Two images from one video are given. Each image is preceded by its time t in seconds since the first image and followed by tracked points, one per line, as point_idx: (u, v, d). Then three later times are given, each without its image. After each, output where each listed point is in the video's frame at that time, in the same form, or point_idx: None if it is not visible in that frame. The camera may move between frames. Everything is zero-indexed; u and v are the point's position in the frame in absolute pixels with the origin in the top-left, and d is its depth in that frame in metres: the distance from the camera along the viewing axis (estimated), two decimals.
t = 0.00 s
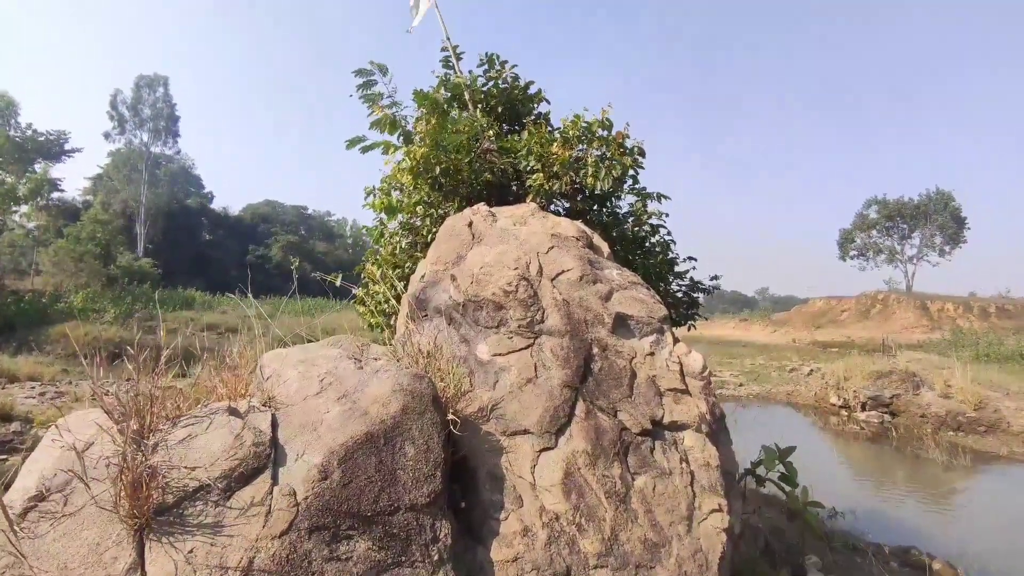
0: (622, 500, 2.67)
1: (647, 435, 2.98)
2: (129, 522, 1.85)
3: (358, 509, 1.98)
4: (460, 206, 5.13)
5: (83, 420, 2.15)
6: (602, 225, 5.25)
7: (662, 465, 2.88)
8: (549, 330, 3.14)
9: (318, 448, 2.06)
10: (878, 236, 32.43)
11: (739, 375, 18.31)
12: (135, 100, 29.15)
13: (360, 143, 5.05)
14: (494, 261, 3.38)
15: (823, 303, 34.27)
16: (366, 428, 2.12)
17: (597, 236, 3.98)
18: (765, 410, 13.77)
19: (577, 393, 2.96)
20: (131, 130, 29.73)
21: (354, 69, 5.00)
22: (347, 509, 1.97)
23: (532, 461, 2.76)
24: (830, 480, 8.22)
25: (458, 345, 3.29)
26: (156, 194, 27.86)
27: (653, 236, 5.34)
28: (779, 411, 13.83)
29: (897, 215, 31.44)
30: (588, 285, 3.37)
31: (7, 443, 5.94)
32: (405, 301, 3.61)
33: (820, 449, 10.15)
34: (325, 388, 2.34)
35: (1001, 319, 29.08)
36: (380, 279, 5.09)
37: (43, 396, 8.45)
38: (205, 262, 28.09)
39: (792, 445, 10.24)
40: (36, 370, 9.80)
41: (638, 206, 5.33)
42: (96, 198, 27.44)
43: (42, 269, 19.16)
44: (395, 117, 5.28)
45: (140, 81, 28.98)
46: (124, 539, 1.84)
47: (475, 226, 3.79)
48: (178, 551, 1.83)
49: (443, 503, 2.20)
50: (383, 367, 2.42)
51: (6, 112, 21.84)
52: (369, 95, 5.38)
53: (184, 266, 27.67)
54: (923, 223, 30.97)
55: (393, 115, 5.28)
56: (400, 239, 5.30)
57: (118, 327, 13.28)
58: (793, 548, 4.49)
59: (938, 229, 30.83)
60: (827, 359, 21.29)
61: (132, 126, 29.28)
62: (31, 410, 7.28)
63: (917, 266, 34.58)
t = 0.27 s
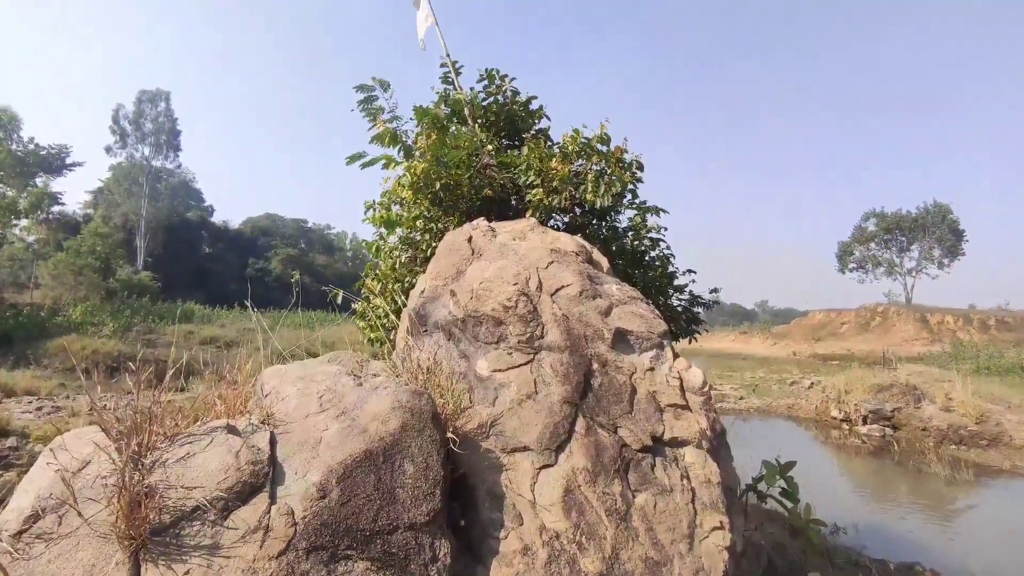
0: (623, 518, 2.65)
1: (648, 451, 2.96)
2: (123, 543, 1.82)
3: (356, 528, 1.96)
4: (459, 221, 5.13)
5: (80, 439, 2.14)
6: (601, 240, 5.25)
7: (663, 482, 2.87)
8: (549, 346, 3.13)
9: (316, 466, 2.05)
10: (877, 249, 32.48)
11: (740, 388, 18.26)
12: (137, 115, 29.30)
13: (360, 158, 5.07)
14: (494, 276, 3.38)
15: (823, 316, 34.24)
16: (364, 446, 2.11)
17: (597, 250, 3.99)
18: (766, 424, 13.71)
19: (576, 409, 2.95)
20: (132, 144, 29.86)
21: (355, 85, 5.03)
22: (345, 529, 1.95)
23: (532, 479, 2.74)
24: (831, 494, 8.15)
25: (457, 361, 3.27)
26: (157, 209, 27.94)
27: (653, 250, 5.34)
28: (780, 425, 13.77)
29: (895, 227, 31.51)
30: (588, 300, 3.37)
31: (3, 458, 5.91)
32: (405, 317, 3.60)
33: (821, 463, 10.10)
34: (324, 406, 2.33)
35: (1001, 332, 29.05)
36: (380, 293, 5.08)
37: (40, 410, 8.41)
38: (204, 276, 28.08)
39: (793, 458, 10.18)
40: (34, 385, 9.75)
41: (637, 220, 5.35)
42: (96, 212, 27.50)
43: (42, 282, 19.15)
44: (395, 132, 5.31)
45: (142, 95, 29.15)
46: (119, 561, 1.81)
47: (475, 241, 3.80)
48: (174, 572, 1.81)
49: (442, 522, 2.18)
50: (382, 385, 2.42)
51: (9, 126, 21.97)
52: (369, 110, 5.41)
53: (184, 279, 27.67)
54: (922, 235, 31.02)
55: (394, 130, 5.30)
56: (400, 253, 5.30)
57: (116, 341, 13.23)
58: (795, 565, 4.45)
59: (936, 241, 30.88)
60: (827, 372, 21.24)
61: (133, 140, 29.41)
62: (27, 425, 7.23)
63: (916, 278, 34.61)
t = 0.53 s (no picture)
0: (623, 538, 2.62)
1: (648, 470, 2.94)
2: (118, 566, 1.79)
3: (354, 550, 1.94)
4: (459, 238, 5.14)
5: (77, 462, 2.14)
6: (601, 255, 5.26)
7: (664, 500, 2.85)
8: (549, 363, 3.12)
9: (315, 486, 2.04)
10: (876, 262, 32.51)
11: (741, 402, 18.20)
12: (140, 130, 29.49)
13: (361, 174, 5.09)
14: (494, 293, 3.39)
15: (824, 330, 34.22)
16: (363, 466, 2.10)
17: (596, 267, 4.00)
18: (768, 438, 13.64)
19: (576, 428, 2.93)
20: (134, 160, 30.01)
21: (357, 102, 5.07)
22: (343, 550, 1.93)
23: (532, 498, 2.72)
24: (834, 510, 8.08)
25: (456, 378, 3.26)
26: (158, 224, 28.02)
27: (652, 266, 5.35)
28: (781, 439, 13.71)
29: (895, 240, 31.58)
30: (587, 316, 3.36)
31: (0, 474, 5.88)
32: (404, 333, 3.59)
33: (824, 478, 10.03)
34: (323, 425, 2.32)
35: (1002, 345, 28.99)
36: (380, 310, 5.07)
37: (38, 426, 8.38)
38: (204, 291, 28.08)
39: (795, 473, 10.11)
40: (31, 401, 9.71)
41: (636, 236, 5.35)
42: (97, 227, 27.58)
43: (42, 296, 19.15)
44: (397, 148, 5.34)
45: (145, 111, 29.35)
46: None
47: (475, 257, 3.82)
48: None
49: (441, 543, 2.16)
50: (381, 404, 2.41)
51: (12, 141, 22.10)
52: (370, 127, 5.44)
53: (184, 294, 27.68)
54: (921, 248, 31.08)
55: (395, 147, 5.33)
56: (400, 270, 5.29)
57: (116, 355, 13.22)
58: None
59: (935, 255, 30.93)
60: (829, 386, 21.17)
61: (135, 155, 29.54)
62: (25, 441, 7.20)
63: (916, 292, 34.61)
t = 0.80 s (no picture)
0: (624, 558, 2.61)
1: (649, 488, 2.92)
2: None
3: (353, 572, 1.93)
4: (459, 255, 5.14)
5: (74, 484, 2.13)
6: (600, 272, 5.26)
7: (665, 520, 2.83)
8: (548, 381, 3.11)
9: (313, 508, 2.02)
10: (875, 275, 32.57)
11: (742, 417, 18.12)
12: (142, 147, 29.64)
13: (361, 193, 5.11)
14: (493, 310, 3.39)
15: (824, 343, 34.17)
16: (362, 487, 2.09)
17: (595, 283, 4.01)
18: (769, 453, 13.57)
19: (576, 446, 2.92)
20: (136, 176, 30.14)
21: (358, 120, 5.10)
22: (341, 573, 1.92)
23: (531, 518, 2.70)
24: (837, 527, 8.00)
25: (456, 396, 3.25)
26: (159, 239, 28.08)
27: (651, 282, 5.36)
28: (783, 454, 13.63)
29: (894, 253, 31.62)
30: (586, 333, 3.37)
31: None
32: (403, 351, 3.59)
33: (826, 494, 9.96)
34: (322, 445, 2.31)
35: (1003, 358, 28.92)
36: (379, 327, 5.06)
37: (35, 444, 8.33)
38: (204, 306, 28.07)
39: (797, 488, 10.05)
40: (29, 418, 9.67)
41: (635, 252, 5.36)
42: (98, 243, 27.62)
43: (42, 312, 19.14)
44: (397, 166, 5.36)
45: (147, 128, 29.51)
46: None
47: (474, 274, 3.83)
48: None
49: (440, 564, 2.14)
50: (380, 423, 2.41)
51: (15, 158, 22.21)
52: (371, 145, 5.47)
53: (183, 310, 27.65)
54: (921, 261, 31.12)
55: (394, 164, 5.36)
56: (399, 286, 5.29)
57: (115, 371, 13.18)
58: None
59: (934, 268, 31.00)
60: (830, 400, 21.09)
61: (137, 172, 29.67)
62: (22, 459, 7.16)
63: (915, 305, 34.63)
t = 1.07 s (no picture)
0: None
1: (650, 505, 2.91)
2: None
3: None
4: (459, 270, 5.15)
5: (71, 503, 2.12)
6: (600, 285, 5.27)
7: (666, 536, 2.81)
8: (548, 396, 3.10)
9: (311, 527, 2.01)
10: (876, 287, 32.55)
11: (744, 429, 18.05)
12: (144, 161, 29.79)
13: (361, 207, 5.13)
14: (493, 325, 3.40)
15: (826, 355, 34.10)
16: (360, 504, 2.08)
17: (594, 298, 4.01)
18: (771, 467, 13.49)
19: (576, 462, 2.90)
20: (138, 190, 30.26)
21: (358, 135, 5.13)
22: None
23: (531, 535, 2.68)
24: (841, 541, 7.93)
25: (455, 412, 3.24)
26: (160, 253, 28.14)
27: (651, 296, 5.36)
28: (785, 467, 13.56)
29: (894, 264, 31.63)
30: (586, 348, 3.37)
31: None
32: (403, 366, 3.59)
33: (830, 507, 9.89)
34: (320, 462, 2.31)
35: (1006, 369, 28.82)
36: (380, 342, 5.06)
37: (33, 459, 8.30)
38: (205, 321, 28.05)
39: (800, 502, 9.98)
40: (27, 433, 9.63)
41: (635, 265, 5.37)
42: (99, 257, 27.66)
43: (43, 326, 19.13)
44: (397, 181, 5.38)
45: (149, 142, 29.67)
46: None
47: (474, 289, 3.84)
48: None
49: None
50: (380, 440, 2.40)
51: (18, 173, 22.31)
52: (371, 160, 5.50)
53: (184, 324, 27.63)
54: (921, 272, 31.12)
55: (395, 179, 5.38)
56: (399, 300, 5.29)
57: (114, 385, 13.14)
58: None
59: (935, 279, 30.98)
60: (833, 412, 21.01)
61: (139, 186, 29.80)
62: (20, 475, 7.13)
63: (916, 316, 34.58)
